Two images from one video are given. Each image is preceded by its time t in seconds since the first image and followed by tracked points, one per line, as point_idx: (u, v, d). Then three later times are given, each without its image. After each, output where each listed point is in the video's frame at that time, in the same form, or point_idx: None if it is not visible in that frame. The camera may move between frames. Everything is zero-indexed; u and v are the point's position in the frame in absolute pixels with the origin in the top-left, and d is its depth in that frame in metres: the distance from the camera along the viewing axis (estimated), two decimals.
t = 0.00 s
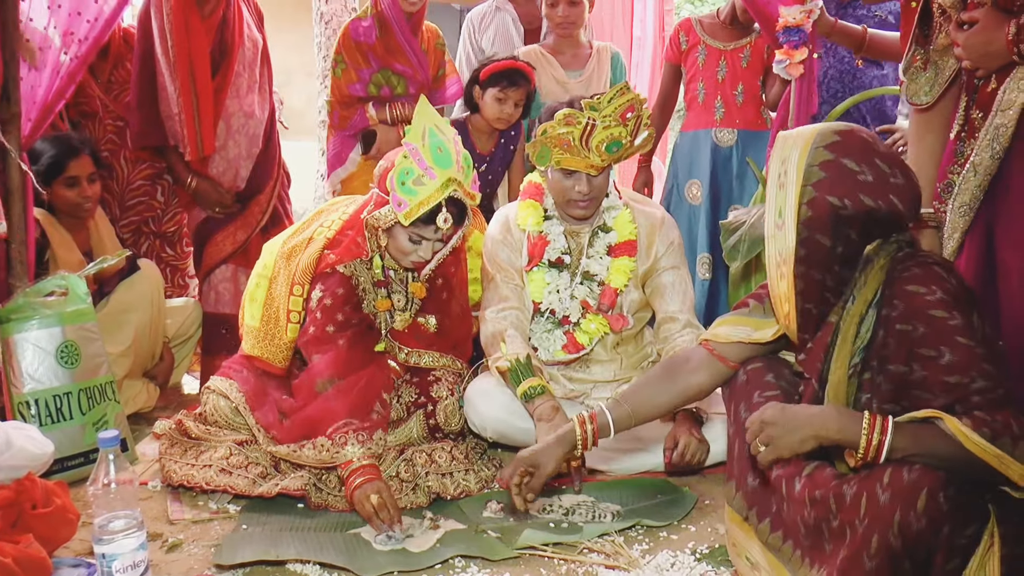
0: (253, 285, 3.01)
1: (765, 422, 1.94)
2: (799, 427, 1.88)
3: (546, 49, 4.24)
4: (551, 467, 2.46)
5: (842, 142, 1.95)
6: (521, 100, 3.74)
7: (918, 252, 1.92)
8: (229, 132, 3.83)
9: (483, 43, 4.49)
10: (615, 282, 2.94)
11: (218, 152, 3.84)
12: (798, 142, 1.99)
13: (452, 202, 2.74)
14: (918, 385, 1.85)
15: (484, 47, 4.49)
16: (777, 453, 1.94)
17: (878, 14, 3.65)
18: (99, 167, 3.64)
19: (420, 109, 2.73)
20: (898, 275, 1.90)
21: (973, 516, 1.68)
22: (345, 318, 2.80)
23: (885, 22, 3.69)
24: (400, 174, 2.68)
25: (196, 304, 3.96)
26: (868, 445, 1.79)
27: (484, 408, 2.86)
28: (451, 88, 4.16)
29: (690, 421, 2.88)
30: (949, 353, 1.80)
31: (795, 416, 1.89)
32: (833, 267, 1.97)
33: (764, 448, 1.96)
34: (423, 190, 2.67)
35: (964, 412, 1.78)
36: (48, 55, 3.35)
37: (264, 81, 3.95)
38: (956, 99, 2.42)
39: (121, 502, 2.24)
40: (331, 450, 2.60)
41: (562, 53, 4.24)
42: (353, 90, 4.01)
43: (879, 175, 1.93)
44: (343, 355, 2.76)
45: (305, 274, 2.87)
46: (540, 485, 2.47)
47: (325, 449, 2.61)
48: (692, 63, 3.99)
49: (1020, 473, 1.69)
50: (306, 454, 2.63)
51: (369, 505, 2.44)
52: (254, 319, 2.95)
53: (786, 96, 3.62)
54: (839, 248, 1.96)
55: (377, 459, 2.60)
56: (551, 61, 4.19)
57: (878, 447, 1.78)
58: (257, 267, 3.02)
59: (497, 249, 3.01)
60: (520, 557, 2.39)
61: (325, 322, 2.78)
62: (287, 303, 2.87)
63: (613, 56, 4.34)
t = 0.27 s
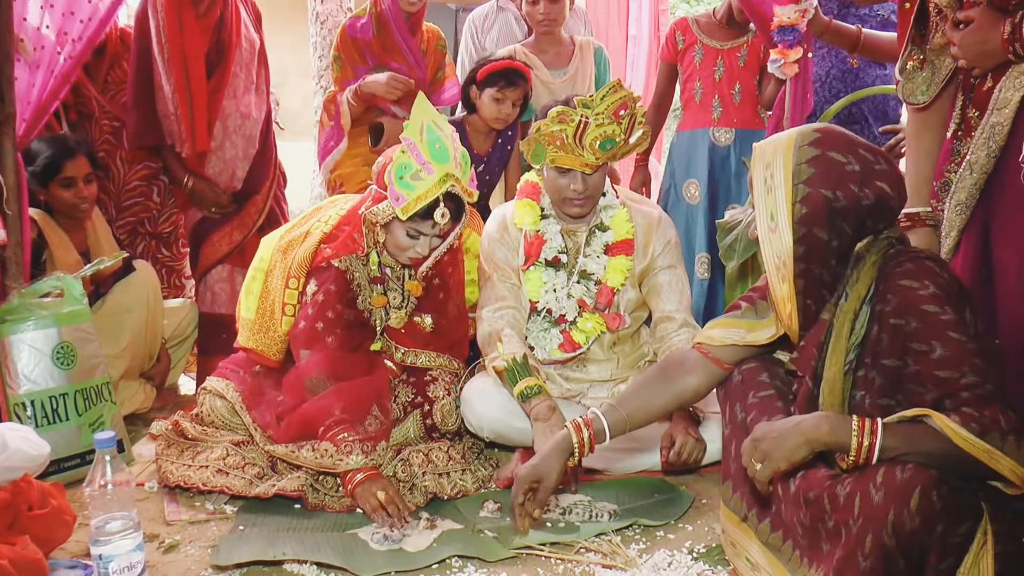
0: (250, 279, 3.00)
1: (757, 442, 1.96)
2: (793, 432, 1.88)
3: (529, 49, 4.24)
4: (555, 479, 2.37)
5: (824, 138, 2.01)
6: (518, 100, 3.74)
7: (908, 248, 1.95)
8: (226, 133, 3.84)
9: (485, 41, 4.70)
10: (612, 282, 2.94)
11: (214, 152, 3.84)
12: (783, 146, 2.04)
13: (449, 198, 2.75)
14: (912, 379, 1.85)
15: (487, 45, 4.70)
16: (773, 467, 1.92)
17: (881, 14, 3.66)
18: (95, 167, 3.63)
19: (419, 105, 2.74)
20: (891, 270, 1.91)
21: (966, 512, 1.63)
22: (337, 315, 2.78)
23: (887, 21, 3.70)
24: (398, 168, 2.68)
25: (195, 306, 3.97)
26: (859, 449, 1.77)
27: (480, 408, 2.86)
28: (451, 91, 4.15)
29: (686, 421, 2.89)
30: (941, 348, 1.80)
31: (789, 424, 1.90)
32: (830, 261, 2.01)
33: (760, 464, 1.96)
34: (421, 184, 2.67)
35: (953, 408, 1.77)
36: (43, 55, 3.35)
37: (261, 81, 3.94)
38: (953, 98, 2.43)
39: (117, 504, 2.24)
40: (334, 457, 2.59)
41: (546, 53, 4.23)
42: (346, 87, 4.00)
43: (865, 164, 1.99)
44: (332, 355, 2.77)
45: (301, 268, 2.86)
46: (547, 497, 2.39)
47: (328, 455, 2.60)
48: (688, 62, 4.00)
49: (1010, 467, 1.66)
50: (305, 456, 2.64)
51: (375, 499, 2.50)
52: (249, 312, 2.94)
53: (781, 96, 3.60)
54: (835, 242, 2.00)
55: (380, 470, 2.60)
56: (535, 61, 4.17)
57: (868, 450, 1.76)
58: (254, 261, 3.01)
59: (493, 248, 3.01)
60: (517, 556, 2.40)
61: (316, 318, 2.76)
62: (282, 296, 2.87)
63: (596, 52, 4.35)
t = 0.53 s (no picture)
0: (250, 271, 2.99)
1: (754, 447, 1.96)
2: (785, 436, 1.89)
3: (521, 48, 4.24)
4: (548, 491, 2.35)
5: (808, 141, 2.10)
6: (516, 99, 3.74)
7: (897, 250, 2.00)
8: (223, 132, 3.82)
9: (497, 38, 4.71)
10: (610, 280, 2.93)
11: (211, 151, 3.84)
12: (768, 150, 2.12)
13: (449, 194, 2.75)
14: (904, 381, 1.85)
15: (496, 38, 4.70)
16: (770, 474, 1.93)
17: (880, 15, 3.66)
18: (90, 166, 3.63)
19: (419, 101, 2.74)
20: (882, 272, 1.94)
21: (960, 513, 1.65)
22: (337, 309, 2.83)
23: (886, 21, 3.71)
24: (398, 163, 2.68)
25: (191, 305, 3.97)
26: (853, 452, 1.77)
27: (479, 407, 2.86)
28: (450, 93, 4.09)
29: (684, 420, 2.89)
30: (933, 348, 1.81)
31: (783, 429, 1.90)
32: (820, 263, 2.07)
33: (757, 471, 1.96)
34: (421, 180, 2.67)
35: (945, 409, 1.76)
36: (40, 54, 3.34)
37: (260, 80, 3.93)
38: (951, 98, 2.43)
39: (115, 503, 2.24)
40: (334, 453, 2.60)
41: (537, 53, 4.23)
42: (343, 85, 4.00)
43: (851, 164, 2.08)
44: (332, 351, 2.81)
45: (300, 261, 2.88)
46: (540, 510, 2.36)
47: (327, 451, 2.61)
48: (687, 61, 4.00)
49: (1000, 466, 1.66)
50: (305, 453, 2.64)
51: (378, 494, 2.50)
52: (249, 306, 2.94)
53: (778, 96, 3.60)
54: (823, 243, 2.06)
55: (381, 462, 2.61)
56: (529, 60, 4.17)
57: (863, 453, 1.76)
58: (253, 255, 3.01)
59: (491, 247, 3.02)
60: (515, 556, 2.39)
61: (316, 312, 2.80)
62: (281, 290, 2.89)
63: (588, 49, 4.36)
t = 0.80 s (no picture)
0: (251, 267, 3.00)
1: (751, 451, 1.97)
2: (783, 439, 1.89)
3: (526, 49, 4.24)
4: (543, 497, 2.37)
5: (804, 143, 2.12)
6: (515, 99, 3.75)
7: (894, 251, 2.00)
8: (224, 130, 3.82)
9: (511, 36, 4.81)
10: (609, 280, 2.93)
11: (212, 150, 3.83)
12: (764, 152, 2.14)
13: (453, 192, 2.76)
14: (901, 383, 1.84)
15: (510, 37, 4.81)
16: (768, 477, 1.93)
17: (880, 15, 3.67)
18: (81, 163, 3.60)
19: (425, 100, 2.76)
20: (878, 275, 1.93)
21: (956, 516, 1.66)
22: (339, 305, 2.83)
23: (887, 21, 3.71)
24: (403, 161, 2.70)
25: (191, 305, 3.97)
26: (849, 454, 1.77)
27: (477, 408, 2.86)
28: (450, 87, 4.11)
29: (683, 421, 2.90)
30: (930, 351, 1.80)
31: (780, 432, 1.91)
32: (816, 265, 2.09)
33: (754, 474, 1.96)
34: (425, 177, 2.69)
35: (942, 411, 1.76)
36: (39, 53, 3.34)
37: (262, 79, 3.93)
38: (951, 98, 2.43)
39: (114, 503, 2.24)
40: (323, 447, 2.62)
41: (541, 53, 4.23)
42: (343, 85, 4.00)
43: (845, 166, 2.11)
44: (332, 348, 2.81)
45: (302, 257, 2.89)
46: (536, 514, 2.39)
47: (319, 447, 2.63)
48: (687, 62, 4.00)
49: (998, 469, 1.67)
50: (302, 453, 2.67)
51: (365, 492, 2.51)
52: (250, 301, 2.96)
53: (778, 96, 3.61)
54: (819, 246, 2.09)
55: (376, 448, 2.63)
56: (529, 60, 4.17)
57: (860, 455, 1.77)
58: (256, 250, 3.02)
59: (491, 247, 3.02)
60: (514, 556, 2.39)
61: (318, 308, 2.80)
62: (284, 285, 2.90)
63: (593, 49, 4.36)
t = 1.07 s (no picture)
0: (254, 264, 2.98)
1: (750, 454, 1.95)
2: (783, 440, 1.89)
3: (546, 49, 4.25)
4: (539, 486, 2.33)
5: (794, 167, 2.09)
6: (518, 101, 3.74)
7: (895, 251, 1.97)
8: (230, 129, 3.81)
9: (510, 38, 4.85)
10: (608, 281, 2.94)
11: (219, 149, 3.81)
12: (755, 172, 2.12)
13: (454, 190, 2.78)
14: (900, 384, 1.84)
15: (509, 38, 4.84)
16: (768, 480, 1.92)
17: (879, 15, 3.68)
18: (75, 163, 3.60)
19: (428, 97, 2.76)
20: (878, 275, 1.93)
21: (957, 515, 1.65)
22: (349, 297, 2.84)
23: (886, 21, 3.73)
24: (404, 159, 2.71)
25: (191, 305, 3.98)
26: (848, 455, 1.78)
27: (477, 408, 2.86)
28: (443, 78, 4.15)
29: (682, 421, 2.90)
30: (928, 351, 1.80)
31: (780, 434, 1.91)
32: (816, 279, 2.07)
33: (753, 477, 1.96)
34: (427, 176, 2.70)
35: (942, 410, 1.76)
36: (39, 53, 3.34)
37: (266, 79, 3.93)
38: (950, 98, 2.43)
39: (113, 502, 2.24)
40: (355, 418, 2.67)
41: (561, 53, 4.23)
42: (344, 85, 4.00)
43: (840, 184, 2.07)
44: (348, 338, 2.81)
45: (306, 253, 2.88)
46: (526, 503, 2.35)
47: (348, 416, 2.68)
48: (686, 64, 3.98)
49: (998, 469, 1.66)
50: (323, 418, 2.69)
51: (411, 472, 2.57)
52: (253, 298, 2.94)
53: (778, 96, 3.61)
54: (820, 270, 2.06)
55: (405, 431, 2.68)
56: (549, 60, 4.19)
57: (859, 456, 1.77)
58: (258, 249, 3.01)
59: (489, 247, 3.02)
60: (513, 556, 2.40)
61: (327, 302, 2.81)
62: (287, 282, 2.88)
63: (609, 52, 4.34)
